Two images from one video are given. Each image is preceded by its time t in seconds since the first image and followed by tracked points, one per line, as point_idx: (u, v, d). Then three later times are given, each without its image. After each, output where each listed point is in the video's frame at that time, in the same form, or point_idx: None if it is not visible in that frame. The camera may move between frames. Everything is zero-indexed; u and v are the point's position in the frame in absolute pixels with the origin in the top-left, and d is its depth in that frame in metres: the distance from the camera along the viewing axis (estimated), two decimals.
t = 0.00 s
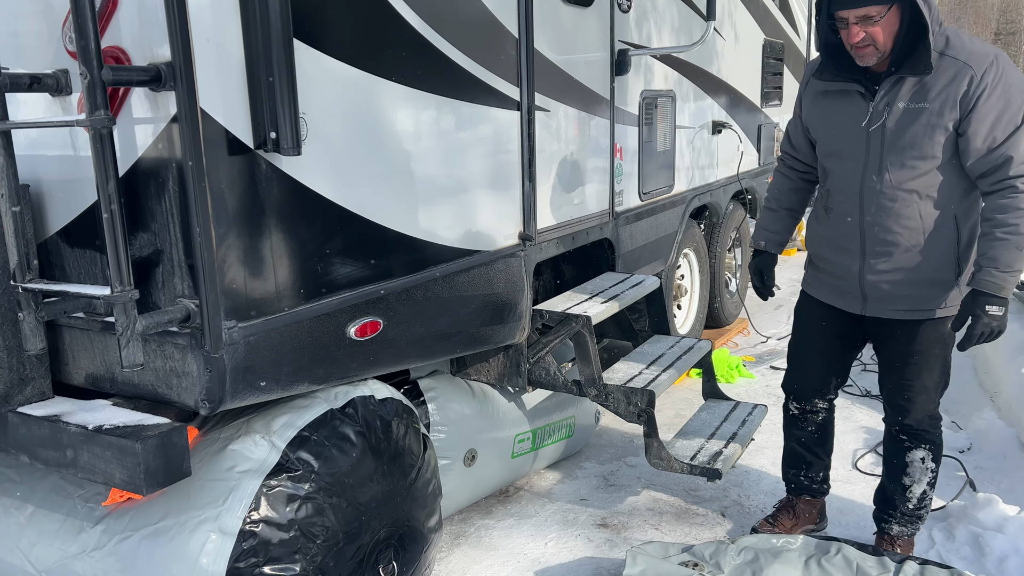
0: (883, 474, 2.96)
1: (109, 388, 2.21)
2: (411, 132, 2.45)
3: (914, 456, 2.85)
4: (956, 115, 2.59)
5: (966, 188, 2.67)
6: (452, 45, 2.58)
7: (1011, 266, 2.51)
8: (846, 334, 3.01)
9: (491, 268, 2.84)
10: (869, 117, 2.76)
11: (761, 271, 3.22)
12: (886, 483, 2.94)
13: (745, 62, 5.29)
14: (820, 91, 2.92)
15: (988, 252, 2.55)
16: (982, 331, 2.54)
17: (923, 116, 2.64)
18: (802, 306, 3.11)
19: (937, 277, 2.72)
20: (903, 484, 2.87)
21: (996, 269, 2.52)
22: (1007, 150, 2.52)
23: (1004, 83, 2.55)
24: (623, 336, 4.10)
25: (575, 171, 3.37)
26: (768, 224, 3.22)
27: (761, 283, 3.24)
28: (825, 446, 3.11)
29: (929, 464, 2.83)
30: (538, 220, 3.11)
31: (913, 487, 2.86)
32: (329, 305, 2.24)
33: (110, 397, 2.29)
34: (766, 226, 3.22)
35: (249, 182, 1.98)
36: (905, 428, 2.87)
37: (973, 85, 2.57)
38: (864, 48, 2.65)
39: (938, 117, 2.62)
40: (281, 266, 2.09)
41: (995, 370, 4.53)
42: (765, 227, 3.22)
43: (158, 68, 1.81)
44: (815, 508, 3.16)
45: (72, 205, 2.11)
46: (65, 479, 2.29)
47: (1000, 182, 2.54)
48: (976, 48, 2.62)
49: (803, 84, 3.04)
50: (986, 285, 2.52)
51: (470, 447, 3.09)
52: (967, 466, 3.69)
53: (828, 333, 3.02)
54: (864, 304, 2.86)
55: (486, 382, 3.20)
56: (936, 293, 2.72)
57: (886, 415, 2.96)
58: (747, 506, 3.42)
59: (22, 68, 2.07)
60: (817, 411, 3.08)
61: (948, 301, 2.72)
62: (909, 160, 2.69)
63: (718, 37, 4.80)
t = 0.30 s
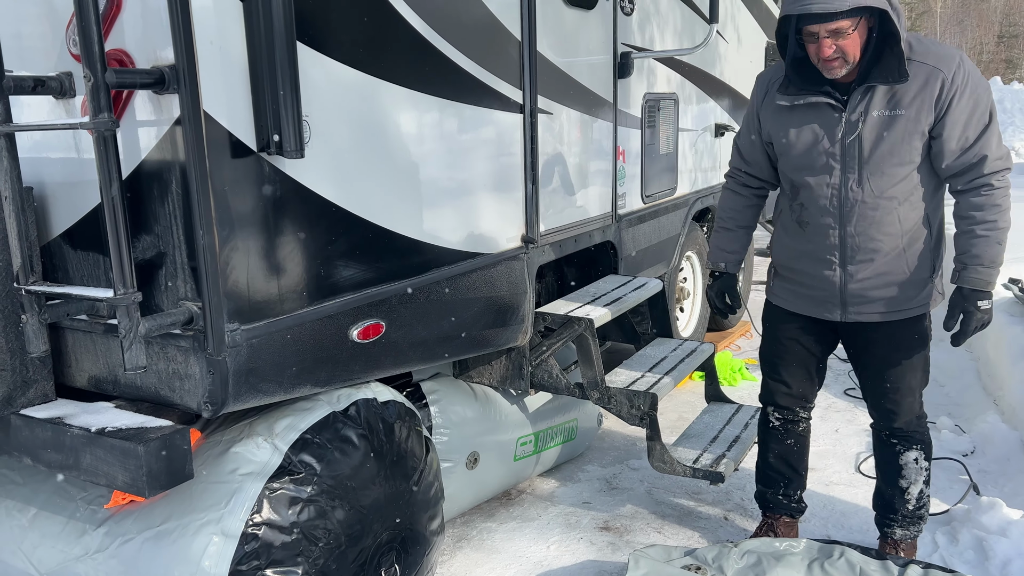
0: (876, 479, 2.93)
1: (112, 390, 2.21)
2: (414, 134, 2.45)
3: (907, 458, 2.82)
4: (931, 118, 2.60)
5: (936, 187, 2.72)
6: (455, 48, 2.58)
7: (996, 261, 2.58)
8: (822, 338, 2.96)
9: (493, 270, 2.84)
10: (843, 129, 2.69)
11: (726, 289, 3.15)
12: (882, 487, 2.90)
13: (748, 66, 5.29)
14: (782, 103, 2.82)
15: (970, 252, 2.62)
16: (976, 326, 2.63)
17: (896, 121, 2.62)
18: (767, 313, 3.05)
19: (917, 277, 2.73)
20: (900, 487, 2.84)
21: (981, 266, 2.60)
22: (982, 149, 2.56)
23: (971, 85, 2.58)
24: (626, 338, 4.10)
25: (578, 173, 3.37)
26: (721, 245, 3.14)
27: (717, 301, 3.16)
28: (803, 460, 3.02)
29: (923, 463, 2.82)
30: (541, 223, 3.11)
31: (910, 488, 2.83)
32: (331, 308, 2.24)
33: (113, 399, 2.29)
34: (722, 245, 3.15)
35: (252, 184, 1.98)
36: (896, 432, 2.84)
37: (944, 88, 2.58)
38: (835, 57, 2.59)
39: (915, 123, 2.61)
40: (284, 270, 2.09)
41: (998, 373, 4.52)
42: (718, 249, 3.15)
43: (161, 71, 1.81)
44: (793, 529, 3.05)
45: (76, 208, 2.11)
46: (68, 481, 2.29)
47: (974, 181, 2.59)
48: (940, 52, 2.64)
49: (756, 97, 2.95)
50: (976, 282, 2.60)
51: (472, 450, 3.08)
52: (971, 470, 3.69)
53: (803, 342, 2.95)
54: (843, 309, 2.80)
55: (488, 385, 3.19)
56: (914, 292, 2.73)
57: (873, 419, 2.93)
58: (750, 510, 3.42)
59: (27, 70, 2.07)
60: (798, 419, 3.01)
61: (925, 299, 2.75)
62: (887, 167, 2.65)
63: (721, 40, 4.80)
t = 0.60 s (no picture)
0: (860, 475, 2.95)
1: (113, 392, 2.21)
2: (416, 136, 2.45)
3: (896, 453, 2.86)
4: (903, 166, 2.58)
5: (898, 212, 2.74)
6: (456, 50, 2.58)
7: (934, 288, 2.60)
8: (804, 337, 2.96)
9: (494, 272, 2.84)
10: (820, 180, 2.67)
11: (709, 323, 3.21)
12: (868, 484, 2.92)
13: (750, 68, 5.29)
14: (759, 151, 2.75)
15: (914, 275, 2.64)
16: (904, 345, 2.70)
17: (872, 171, 2.60)
18: (751, 315, 3.06)
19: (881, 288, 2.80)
20: (889, 483, 2.88)
21: (920, 292, 2.62)
22: (947, 193, 2.56)
23: (942, 131, 2.55)
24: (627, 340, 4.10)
25: (579, 176, 3.37)
26: (701, 277, 3.08)
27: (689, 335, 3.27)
28: (797, 458, 3.02)
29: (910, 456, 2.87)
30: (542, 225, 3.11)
31: (898, 482, 2.88)
32: (333, 309, 2.24)
33: (115, 401, 2.29)
34: (697, 277, 3.09)
35: (254, 186, 1.98)
36: (887, 428, 2.87)
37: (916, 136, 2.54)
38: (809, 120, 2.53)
39: (888, 172, 2.59)
40: (285, 272, 2.10)
41: (1000, 375, 4.52)
42: (699, 281, 3.09)
43: (163, 73, 1.81)
44: (794, 531, 3.06)
45: (77, 210, 2.12)
46: (69, 483, 2.29)
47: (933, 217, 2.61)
48: (914, 95, 2.57)
49: (729, 130, 2.87)
50: (909, 305, 2.64)
51: (473, 452, 3.08)
52: (973, 472, 3.68)
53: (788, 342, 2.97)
54: (826, 315, 2.86)
55: (489, 387, 3.19)
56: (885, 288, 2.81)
57: (855, 415, 2.94)
58: (751, 512, 3.42)
59: (29, 72, 2.07)
60: (788, 417, 3.01)
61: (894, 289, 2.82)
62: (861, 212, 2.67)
63: (723, 42, 4.80)
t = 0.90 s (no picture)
0: (863, 476, 2.98)
1: (114, 393, 2.21)
2: (416, 137, 2.45)
3: (899, 454, 2.89)
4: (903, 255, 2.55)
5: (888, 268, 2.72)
6: (457, 51, 2.58)
7: (899, 334, 2.67)
8: (804, 337, 2.97)
9: (494, 274, 2.84)
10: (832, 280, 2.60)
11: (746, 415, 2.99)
12: (871, 485, 2.95)
13: (751, 69, 5.29)
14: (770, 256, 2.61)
15: (885, 318, 2.70)
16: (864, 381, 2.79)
17: (879, 270, 2.55)
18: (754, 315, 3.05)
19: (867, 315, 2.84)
20: (892, 484, 2.90)
21: (886, 334, 2.70)
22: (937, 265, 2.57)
23: (939, 222, 2.52)
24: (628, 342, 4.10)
25: (580, 177, 3.37)
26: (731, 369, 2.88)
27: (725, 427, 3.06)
28: (796, 460, 3.01)
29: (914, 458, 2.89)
30: (543, 227, 3.11)
31: (901, 484, 2.90)
32: (333, 310, 2.23)
33: (115, 402, 2.29)
34: (725, 370, 2.89)
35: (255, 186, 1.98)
36: (891, 425, 2.90)
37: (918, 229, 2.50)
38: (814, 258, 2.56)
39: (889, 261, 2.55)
40: (286, 272, 2.09)
41: (1002, 378, 4.51)
42: (729, 374, 2.89)
43: (164, 73, 1.81)
44: (794, 532, 3.06)
45: (78, 211, 2.12)
46: (68, 483, 2.29)
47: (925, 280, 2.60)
48: (916, 189, 2.51)
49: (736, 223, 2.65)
50: (875, 345, 2.73)
51: (473, 454, 3.08)
52: (974, 475, 3.68)
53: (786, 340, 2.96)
54: (832, 318, 2.88)
55: (490, 388, 3.20)
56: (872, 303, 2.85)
57: (860, 413, 2.98)
58: (752, 514, 3.41)
59: (30, 73, 2.07)
60: (787, 417, 3.00)
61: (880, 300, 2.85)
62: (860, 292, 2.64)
63: (724, 44, 4.80)
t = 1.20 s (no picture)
0: (866, 480, 2.99)
1: (115, 394, 2.21)
2: (418, 140, 2.45)
3: (904, 460, 2.90)
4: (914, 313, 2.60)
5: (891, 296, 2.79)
6: (458, 52, 2.58)
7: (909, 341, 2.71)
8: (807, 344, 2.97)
9: (495, 276, 2.84)
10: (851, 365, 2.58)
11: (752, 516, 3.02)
12: (874, 489, 2.95)
13: (752, 71, 5.29)
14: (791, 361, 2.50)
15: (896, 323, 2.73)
16: (869, 386, 2.78)
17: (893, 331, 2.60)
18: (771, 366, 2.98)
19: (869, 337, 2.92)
20: (896, 489, 2.91)
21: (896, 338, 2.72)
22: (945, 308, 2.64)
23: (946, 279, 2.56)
24: (629, 344, 4.10)
25: (582, 180, 3.37)
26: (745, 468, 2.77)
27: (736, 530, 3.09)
28: (792, 464, 3.00)
29: (919, 465, 2.90)
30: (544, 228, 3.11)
31: (905, 490, 2.91)
32: (334, 312, 2.24)
33: (117, 404, 2.29)
34: (741, 469, 2.78)
35: (257, 187, 1.99)
36: (897, 431, 2.91)
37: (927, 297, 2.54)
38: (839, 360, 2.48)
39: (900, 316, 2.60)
40: (288, 273, 2.10)
41: (1003, 380, 4.51)
42: (744, 473, 2.78)
43: (166, 76, 1.81)
44: (795, 535, 3.07)
45: (81, 212, 2.12)
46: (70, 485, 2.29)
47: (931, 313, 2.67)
48: (921, 267, 2.48)
49: (755, 320, 2.56)
50: (883, 349, 2.74)
51: (474, 456, 3.08)
52: (975, 477, 3.67)
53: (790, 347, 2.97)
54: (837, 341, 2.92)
55: (491, 390, 3.19)
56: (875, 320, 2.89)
57: (867, 419, 2.99)
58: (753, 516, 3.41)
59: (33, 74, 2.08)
60: (780, 421, 3.00)
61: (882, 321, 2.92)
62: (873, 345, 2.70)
63: (725, 45, 4.80)
